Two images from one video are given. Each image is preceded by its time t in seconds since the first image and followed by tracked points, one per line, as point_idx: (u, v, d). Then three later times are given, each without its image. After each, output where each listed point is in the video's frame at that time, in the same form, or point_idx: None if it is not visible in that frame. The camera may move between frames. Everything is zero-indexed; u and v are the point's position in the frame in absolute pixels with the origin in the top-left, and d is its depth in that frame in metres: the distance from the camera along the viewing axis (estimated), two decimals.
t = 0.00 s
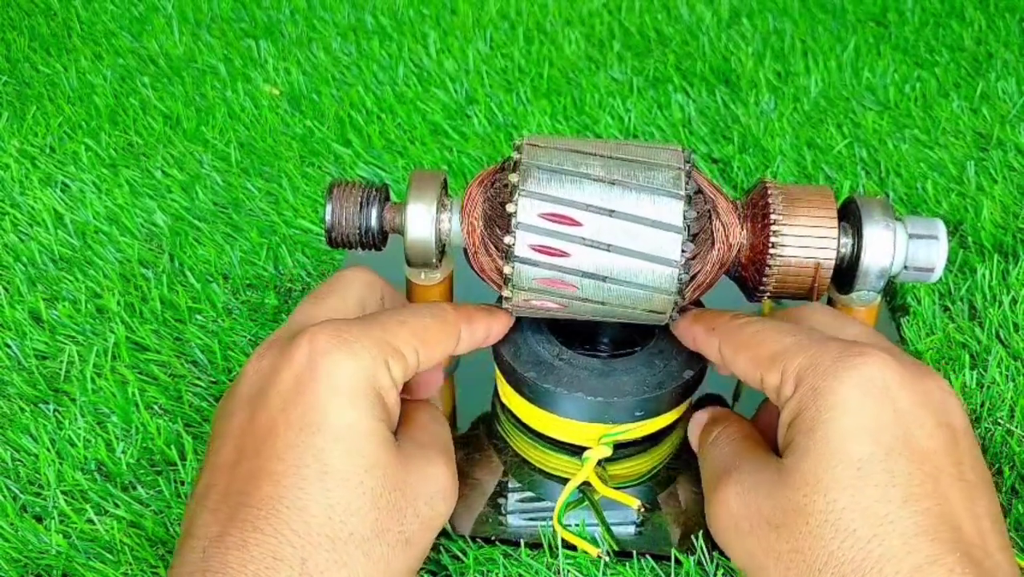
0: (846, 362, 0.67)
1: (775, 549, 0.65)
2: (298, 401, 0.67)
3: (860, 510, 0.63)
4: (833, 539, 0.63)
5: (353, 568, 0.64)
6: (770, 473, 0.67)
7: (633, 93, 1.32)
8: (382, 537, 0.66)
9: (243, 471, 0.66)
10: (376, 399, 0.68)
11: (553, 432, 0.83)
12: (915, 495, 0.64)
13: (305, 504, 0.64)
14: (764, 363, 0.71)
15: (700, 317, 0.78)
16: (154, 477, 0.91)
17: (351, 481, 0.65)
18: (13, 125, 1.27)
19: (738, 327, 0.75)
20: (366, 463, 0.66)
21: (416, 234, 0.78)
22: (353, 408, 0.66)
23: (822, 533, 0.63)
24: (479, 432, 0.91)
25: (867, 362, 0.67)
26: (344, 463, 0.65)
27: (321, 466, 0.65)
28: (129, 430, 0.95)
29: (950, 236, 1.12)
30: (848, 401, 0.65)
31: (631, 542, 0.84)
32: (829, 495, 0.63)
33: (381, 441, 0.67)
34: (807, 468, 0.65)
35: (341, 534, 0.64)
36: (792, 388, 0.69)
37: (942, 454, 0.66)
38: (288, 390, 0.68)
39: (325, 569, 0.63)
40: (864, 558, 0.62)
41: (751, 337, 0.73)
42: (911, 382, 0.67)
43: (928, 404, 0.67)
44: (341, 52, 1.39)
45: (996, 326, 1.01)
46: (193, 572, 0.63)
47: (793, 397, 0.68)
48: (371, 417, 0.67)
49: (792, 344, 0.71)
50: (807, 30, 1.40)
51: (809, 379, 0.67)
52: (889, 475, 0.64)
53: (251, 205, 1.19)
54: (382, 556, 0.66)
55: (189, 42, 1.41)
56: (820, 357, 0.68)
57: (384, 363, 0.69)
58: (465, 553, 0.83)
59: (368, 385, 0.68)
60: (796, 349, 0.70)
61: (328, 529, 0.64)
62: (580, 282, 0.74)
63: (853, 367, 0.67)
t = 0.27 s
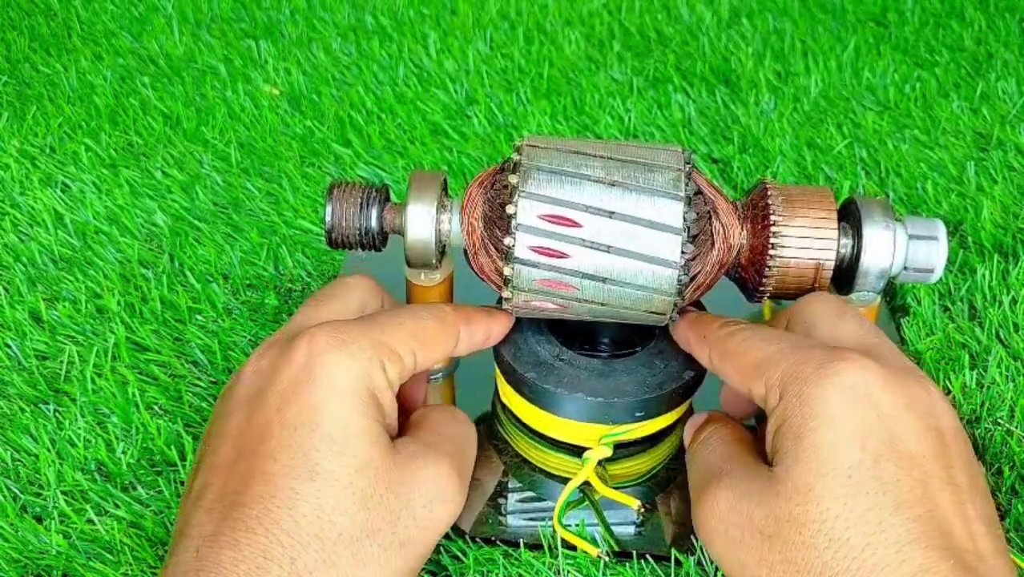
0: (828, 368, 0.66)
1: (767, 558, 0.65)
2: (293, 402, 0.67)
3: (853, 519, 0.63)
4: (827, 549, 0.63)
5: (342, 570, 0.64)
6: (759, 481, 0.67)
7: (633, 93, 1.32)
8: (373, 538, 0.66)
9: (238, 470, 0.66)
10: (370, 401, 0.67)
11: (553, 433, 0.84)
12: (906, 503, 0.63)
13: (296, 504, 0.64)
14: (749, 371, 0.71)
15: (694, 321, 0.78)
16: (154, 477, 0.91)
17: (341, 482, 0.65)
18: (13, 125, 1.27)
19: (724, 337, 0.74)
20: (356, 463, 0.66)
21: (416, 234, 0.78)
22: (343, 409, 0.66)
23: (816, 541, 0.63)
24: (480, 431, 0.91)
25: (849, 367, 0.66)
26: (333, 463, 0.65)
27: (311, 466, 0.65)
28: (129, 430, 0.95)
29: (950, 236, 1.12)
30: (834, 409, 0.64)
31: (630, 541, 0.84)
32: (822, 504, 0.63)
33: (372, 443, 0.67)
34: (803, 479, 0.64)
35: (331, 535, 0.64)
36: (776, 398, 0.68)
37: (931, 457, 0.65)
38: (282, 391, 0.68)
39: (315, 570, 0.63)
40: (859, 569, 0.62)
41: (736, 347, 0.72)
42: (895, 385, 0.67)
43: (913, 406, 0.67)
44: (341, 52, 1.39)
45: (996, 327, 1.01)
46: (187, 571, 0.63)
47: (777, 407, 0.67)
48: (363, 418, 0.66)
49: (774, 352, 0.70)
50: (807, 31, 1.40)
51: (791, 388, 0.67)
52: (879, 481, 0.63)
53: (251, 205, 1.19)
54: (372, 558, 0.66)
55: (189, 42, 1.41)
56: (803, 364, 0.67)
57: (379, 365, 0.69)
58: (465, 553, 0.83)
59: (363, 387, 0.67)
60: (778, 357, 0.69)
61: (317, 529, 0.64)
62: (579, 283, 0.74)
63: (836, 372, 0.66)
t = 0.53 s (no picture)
0: (823, 358, 0.67)
1: (768, 549, 0.65)
2: (291, 401, 0.67)
3: (854, 506, 0.63)
4: (827, 537, 0.62)
5: (341, 569, 0.64)
6: (758, 471, 0.66)
7: (633, 93, 1.32)
8: (371, 538, 0.65)
9: (238, 469, 0.67)
10: (367, 399, 0.67)
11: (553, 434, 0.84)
12: (907, 489, 0.63)
13: (295, 503, 0.64)
14: (745, 365, 0.71)
15: (689, 324, 0.78)
16: (154, 477, 0.91)
17: (339, 480, 0.65)
18: (13, 125, 1.27)
19: (718, 335, 0.74)
20: (353, 462, 0.66)
21: (416, 235, 0.78)
22: (340, 408, 0.66)
23: (818, 530, 0.63)
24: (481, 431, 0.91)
25: (844, 356, 0.66)
26: (331, 461, 0.65)
27: (308, 464, 0.65)
28: (129, 430, 0.95)
29: (949, 237, 1.12)
30: (829, 397, 0.65)
31: (629, 541, 0.84)
32: (824, 492, 0.63)
33: (370, 441, 0.67)
34: (805, 467, 0.64)
35: (329, 534, 0.64)
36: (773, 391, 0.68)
37: (928, 445, 0.66)
38: (281, 389, 0.68)
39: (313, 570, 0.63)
40: (862, 555, 0.62)
41: (733, 344, 0.73)
42: (888, 375, 0.67)
43: (908, 396, 0.67)
44: (341, 52, 1.39)
45: (996, 327, 1.01)
46: (187, 569, 0.63)
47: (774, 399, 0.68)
48: (362, 418, 0.67)
49: (770, 346, 0.70)
50: (807, 31, 1.40)
51: (786, 378, 0.67)
52: (878, 468, 0.63)
53: (251, 205, 1.19)
54: (369, 558, 0.65)
55: (189, 42, 1.41)
56: (800, 356, 0.68)
57: (377, 365, 0.69)
58: (465, 554, 0.83)
59: (361, 386, 0.67)
60: (774, 351, 0.69)
61: (316, 528, 0.64)
62: (579, 283, 0.74)
63: (831, 362, 0.66)
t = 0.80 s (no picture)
0: (857, 356, 0.68)
1: (810, 543, 0.64)
2: (297, 396, 0.67)
3: (901, 496, 0.63)
4: (875, 526, 0.63)
5: (346, 562, 0.64)
6: (793, 468, 0.66)
7: (633, 94, 1.32)
8: (376, 532, 0.65)
9: (244, 463, 0.67)
10: (372, 394, 0.68)
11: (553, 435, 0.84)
12: (950, 478, 0.64)
13: (301, 497, 0.64)
14: (775, 368, 0.71)
15: (700, 329, 0.78)
16: (154, 478, 0.91)
17: (345, 474, 0.65)
18: (13, 126, 1.27)
19: (740, 339, 0.75)
20: (360, 457, 0.66)
21: (416, 236, 0.78)
22: (345, 402, 0.66)
23: (864, 520, 0.63)
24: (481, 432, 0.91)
25: (879, 355, 0.68)
26: (337, 456, 0.65)
27: (315, 459, 0.65)
28: (129, 430, 0.95)
29: (949, 237, 1.12)
30: (870, 393, 0.66)
31: (629, 541, 0.84)
32: (868, 483, 0.63)
33: (375, 436, 0.67)
34: (847, 459, 0.64)
35: (334, 528, 0.64)
36: (806, 389, 0.69)
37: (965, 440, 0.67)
38: (288, 384, 0.68)
39: (319, 564, 0.63)
40: (911, 541, 0.62)
41: (756, 345, 0.73)
42: (920, 375, 0.68)
43: (938, 394, 0.68)
44: (342, 53, 1.39)
45: (996, 327, 1.01)
46: (192, 561, 0.62)
47: (809, 397, 0.68)
48: (367, 412, 0.67)
49: (799, 346, 0.71)
50: (807, 31, 1.40)
51: (824, 376, 0.68)
52: (919, 459, 0.64)
53: (251, 206, 1.19)
54: (376, 553, 0.65)
55: (189, 42, 1.41)
56: (833, 355, 0.68)
57: (381, 360, 0.69)
58: (465, 554, 0.83)
59: (367, 381, 0.68)
60: (806, 351, 0.70)
61: (321, 522, 0.64)
62: (579, 284, 0.74)
63: (867, 360, 0.67)
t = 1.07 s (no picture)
0: (866, 355, 0.68)
1: (818, 539, 0.64)
2: (295, 391, 0.67)
3: (909, 490, 0.63)
4: (884, 519, 0.62)
5: (346, 556, 0.64)
6: (800, 465, 0.66)
7: (633, 94, 1.32)
8: (376, 525, 0.65)
9: (243, 458, 0.67)
10: (371, 390, 0.68)
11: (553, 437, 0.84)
12: (957, 474, 0.64)
13: (300, 490, 0.64)
14: (782, 369, 0.72)
15: (702, 333, 0.78)
16: (154, 478, 0.91)
17: (344, 469, 0.65)
18: (13, 126, 1.27)
19: (745, 341, 0.75)
20: (359, 452, 0.66)
21: (416, 238, 0.79)
22: (344, 398, 0.67)
23: (874, 514, 0.63)
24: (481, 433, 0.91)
25: (885, 354, 0.68)
26: (336, 450, 0.65)
27: (313, 453, 0.65)
28: (130, 430, 0.95)
29: (949, 238, 1.13)
30: (878, 389, 0.66)
31: (628, 542, 0.84)
32: (875, 478, 0.63)
33: (375, 431, 0.67)
34: (855, 453, 0.64)
35: (333, 522, 0.64)
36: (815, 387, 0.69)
37: (970, 439, 0.67)
38: (287, 379, 0.68)
39: (319, 557, 0.63)
40: (919, 536, 0.62)
41: (761, 347, 0.74)
42: (926, 375, 0.69)
43: (942, 394, 0.69)
44: (342, 53, 1.39)
45: (996, 328, 1.01)
46: (193, 555, 0.62)
47: (817, 395, 0.69)
48: (365, 407, 0.67)
49: (806, 347, 0.71)
50: (807, 31, 1.40)
51: (832, 374, 0.68)
52: (926, 454, 0.64)
53: (252, 206, 1.19)
54: (375, 547, 0.65)
55: (189, 42, 1.41)
56: (840, 354, 0.69)
57: (379, 356, 0.69)
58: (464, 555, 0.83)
59: (366, 377, 0.68)
60: (814, 352, 0.71)
61: (320, 516, 0.64)
62: (579, 286, 0.74)
63: (873, 358, 0.68)
